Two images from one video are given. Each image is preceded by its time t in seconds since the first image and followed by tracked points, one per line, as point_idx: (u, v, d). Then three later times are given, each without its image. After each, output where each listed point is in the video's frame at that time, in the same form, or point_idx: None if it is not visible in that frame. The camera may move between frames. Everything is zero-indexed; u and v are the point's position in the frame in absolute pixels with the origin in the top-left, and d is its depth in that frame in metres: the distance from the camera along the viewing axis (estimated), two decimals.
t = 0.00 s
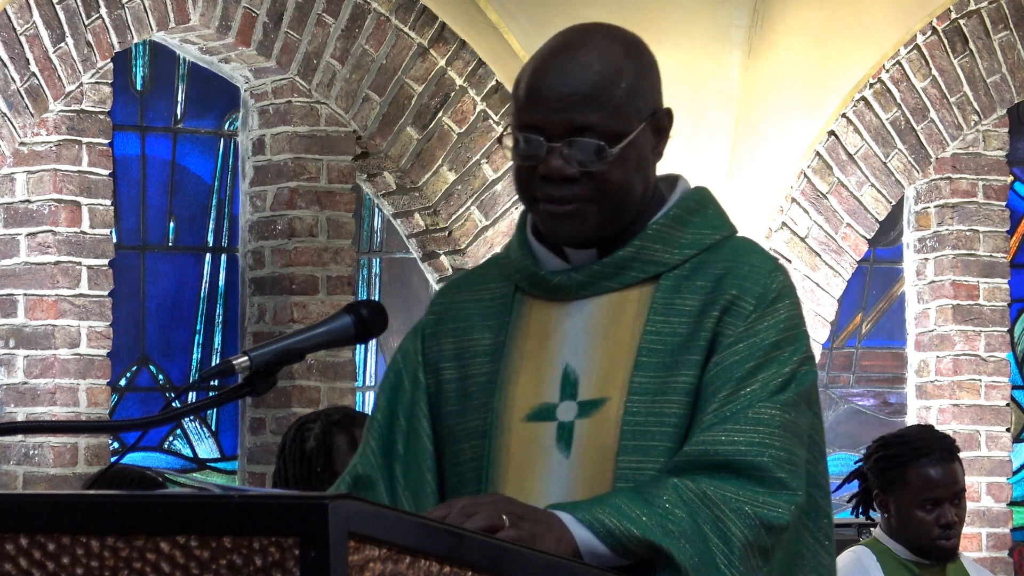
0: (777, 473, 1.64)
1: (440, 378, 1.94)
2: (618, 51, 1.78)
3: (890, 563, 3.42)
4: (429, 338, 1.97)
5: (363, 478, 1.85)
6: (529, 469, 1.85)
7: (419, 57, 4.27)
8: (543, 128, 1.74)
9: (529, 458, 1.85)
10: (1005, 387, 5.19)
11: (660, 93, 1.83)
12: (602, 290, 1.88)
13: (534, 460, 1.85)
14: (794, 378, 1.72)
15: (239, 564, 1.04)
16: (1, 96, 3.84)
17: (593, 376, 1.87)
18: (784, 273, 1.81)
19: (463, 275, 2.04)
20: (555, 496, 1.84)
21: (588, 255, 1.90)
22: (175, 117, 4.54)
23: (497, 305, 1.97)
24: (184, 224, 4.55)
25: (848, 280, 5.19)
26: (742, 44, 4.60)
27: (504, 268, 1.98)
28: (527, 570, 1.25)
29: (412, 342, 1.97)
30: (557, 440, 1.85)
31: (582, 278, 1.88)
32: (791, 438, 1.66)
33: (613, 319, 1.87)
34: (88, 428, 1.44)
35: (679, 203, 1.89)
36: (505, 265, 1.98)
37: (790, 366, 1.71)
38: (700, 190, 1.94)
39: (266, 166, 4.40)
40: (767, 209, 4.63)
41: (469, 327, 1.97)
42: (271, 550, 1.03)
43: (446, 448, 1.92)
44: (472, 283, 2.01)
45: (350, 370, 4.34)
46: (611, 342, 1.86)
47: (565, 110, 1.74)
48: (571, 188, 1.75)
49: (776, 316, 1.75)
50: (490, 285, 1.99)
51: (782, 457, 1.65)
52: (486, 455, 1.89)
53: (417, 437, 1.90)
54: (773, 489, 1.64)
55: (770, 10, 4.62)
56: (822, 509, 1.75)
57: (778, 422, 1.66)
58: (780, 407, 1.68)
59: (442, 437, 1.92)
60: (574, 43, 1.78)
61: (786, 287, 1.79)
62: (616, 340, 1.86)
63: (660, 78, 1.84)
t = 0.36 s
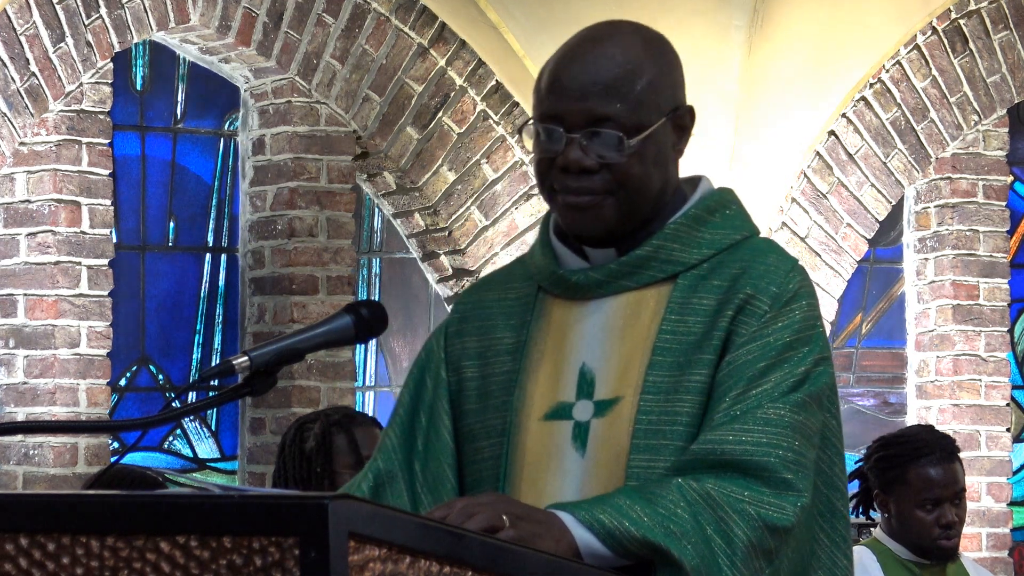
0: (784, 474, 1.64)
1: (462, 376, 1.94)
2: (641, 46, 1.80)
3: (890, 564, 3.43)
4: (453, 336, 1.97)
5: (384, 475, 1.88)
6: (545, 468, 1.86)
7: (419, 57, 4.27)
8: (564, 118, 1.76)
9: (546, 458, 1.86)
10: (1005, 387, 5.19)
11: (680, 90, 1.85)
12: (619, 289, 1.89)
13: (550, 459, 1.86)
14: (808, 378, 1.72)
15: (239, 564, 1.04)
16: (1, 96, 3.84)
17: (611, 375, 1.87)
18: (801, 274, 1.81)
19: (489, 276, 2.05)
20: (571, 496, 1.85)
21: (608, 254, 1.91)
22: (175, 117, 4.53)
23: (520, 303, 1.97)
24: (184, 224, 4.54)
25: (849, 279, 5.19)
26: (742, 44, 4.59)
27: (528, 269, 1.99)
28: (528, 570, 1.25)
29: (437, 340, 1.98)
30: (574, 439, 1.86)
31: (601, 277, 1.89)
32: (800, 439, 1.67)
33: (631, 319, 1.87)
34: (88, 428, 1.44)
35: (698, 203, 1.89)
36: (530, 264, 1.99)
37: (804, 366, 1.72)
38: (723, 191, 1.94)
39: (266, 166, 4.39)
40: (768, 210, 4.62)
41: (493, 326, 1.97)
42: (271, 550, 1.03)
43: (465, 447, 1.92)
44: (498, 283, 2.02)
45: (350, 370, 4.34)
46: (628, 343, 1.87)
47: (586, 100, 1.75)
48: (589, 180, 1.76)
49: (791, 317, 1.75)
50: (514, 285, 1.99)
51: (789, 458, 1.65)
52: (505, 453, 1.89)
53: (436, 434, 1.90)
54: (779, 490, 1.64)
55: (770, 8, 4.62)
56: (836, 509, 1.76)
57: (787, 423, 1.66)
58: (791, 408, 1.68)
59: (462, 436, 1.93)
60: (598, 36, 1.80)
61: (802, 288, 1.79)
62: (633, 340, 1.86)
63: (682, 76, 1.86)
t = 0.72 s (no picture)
0: (787, 477, 1.64)
1: (473, 379, 1.95)
2: (658, 48, 1.81)
3: (889, 563, 3.41)
4: (465, 340, 1.98)
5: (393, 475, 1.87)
6: (553, 472, 1.87)
7: (419, 56, 4.27)
8: (576, 113, 1.76)
9: (554, 462, 1.87)
10: (1005, 387, 5.19)
11: (695, 95, 1.85)
12: (628, 293, 1.89)
13: (558, 463, 1.87)
14: (813, 381, 1.72)
15: (239, 564, 1.04)
16: (1, 96, 3.84)
17: (618, 379, 1.88)
18: (810, 277, 1.81)
19: (502, 279, 2.05)
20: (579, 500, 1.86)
21: (617, 259, 1.91)
22: (175, 117, 4.53)
23: (532, 306, 1.98)
24: (184, 224, 4.54)
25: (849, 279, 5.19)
26: (742, 43, 4.58)
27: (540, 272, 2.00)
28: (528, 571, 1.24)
29: (448, 343, 1.99)
30: (582, 443, 1.87)
31: (610, 282, 1.89)
32: (804, 442, 1.66)
33: (639, 323, 1.88)
34: (88, 428, 1.44)
35: (709, 207, 1.89)
36: (541, 269, 2.00)
37: (809, 369, 1.72)
38: (733, 195, 1.94)
39: (267, 166, 4.39)
40: (768, 210, 4.62)
41: (504, 330, 1.98)
42: (271, 550, 1.03)
43: (475, 450, 1.92)
44: (510, 286, 2.02)
45: (351, 370, 4.34)
46: (636, 347, 1.87)
47: (600, 96, 1.76)
48: (599, 176, 1.77)
49: (798, 319, 1.76)
50: (526, 289, 2.00)
51: (793, 461, 1.65)
52: (516, 457, 1.90)
53: (447, 436, 1.90)
54: (782, 492, 1.64)
55: (771, 7, 4.61)
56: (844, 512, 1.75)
57: (791, 426, 1.66)
58: (795, 411, 1.67)
59: (472, 439, 1.93)
60: (616, 36, 1.81)
61: (811, 291, 1.79)
62: (641, 345, 1.87)
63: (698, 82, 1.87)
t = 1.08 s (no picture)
0: (780, 476, 1.64)
1: (454, 376, 1.95)
2: (655, 48, 1.81)
3: (890, 563, 3.41)
4: (446, 336, 1.98)
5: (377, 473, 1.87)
6: (536, 467, 1.86)
7: (419, 56, 4.27)
8: (570, 106, 1.76)
9: (538, 458, 1.87)
10: (1005, 387, 5.19)
11: (689, 97, 1.85)
12: (614, 292, 1.89)
13: (541, 459, 1.86)
14: (803, 381, 1.73)
15: (239, 564, 1.04)
16: (1, 96, 3.84)
17: (604, 377, 1.87)
18: (797, 278, 1.81)
19: (483, 275, 2.06)
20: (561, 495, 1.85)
21: (603, 256, 1.91)
22: (175, 117, 4.53)
23: (514, 302, 1.98)
24: (184, 224, 4.54)
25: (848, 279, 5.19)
26: (742, 42, 4.58)
27: (522, 269, 2.00)
28: (528, 571, 1.24)
29: (429, 341, 1.98)
30: (566, 439, 1.86)
31: (597, 280, 1.89)
32: (796, 442, 1.67)
33: (625, 321, 1.88)
34: (89, 428, 1.44)
35: (695, 207, 1.89)
36: (523, 265, 2.00)
37: (799, 369, 1.72)
38: (717, 195, 1.94)
39: (266, 166, 4.39)
40: (769, 209, 4.62)
41: (486, 326, 1.98)
42: (271, 550, 1.03)
43: (458, 446, 1.92)
44: (492, 282, 2.02)
45: (350, 370, 4.34)
46: (622, 345, 1.87)
47: (594, 91, 1.76)
48: (589, 170, 1.77)
49: (787, 319, 1.76)
50: (508, 285, 2.00)
51: (786, 460, 1.65)
52: (496, 453, 1.89)
53: (430, 435, 1.90)
54: (776, 492, 1.64)
55: (771, 6, 4.60)
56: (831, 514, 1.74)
57: (784, 426, 1.67)
58: (787, 411, 1.68)
59: (454, 435, 1.93)
60: (614, 32, 1.81)
61: (798, 291, 1.79)
62: (627, 343, 1.87)
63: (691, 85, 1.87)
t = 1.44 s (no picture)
0: (768, 473, 1.64)
1: (428, 375, 1.93)
2: (638, 49, 1.81)
3: (890, 563, 3.41)
4: (419, 336, 1.97)
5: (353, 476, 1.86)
6: (514, 464, 1.86)
7: (419, 56, 4.27)
8: (553, 104, 1.76)
9: (516, 454, 1.86)
10: (1005, 387, 5.19)
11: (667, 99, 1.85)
12: (592, 289, 1.88)
13: (519, 455, 1.86)
14: (784, 381, 1.73)
15: (239, 564, 1.04)
16: (1, 96, 3.84)
17: (582, 373, 1.87)
18: (774, 278, 1.82)
19: (456, 275, 2.05)
20: (540, 492, 1.85)
21: (580, 254, 1.91)
22: (175, 117, 4.53)
23: (488, 301, 1.97)
24: (184, 224, 4.54)
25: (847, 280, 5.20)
26: (742, 42, 4.59)
27: (496, 267, 1.99)
28: (528, 570, 1.24)
29: (401, 343, 1.97)
30: (544, 435, 1.86)
31: (574, 277, 1.88)
32: (782, 439, 1.67)
33: (603, 318, 1.87)
34: (89, 428, 1.44)
35: (672, 206, 1.89)
36: (497, 263, 1.99)
37: (781, 369, 1.72)
38: (691, 196, 1.93)
39: (267, 166, 4.39)
40: (768, 209, 4.62)
41: (459, 325, 1.97)
42: (271, 550, 1.03)
43: (432, 444, 1.91)
44: (464, 282, 2.02)
45: (350, 370, 4.34)
46: (600, 342, 1.86)
47: (577, 90, 1.76)
48: (570, 168, 1.76)
49: (766, 319, 1.76)
50: (481, 284, 1.99)
51: (774, 458, 1.65)
52: (471, 451, 1.88)
53: (404, 436, 1.90)
54: (765, 489, 1.65)
55: (771, 7, 4.60)
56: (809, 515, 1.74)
57: (770, 423, 1.67)
58: (772, 408, 1.68)
59: (430, 433, 1.92)
60: (597, 32, 1.81)
61: (775, 291, 1.80)
62: (606, 339, 1.86)
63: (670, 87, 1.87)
